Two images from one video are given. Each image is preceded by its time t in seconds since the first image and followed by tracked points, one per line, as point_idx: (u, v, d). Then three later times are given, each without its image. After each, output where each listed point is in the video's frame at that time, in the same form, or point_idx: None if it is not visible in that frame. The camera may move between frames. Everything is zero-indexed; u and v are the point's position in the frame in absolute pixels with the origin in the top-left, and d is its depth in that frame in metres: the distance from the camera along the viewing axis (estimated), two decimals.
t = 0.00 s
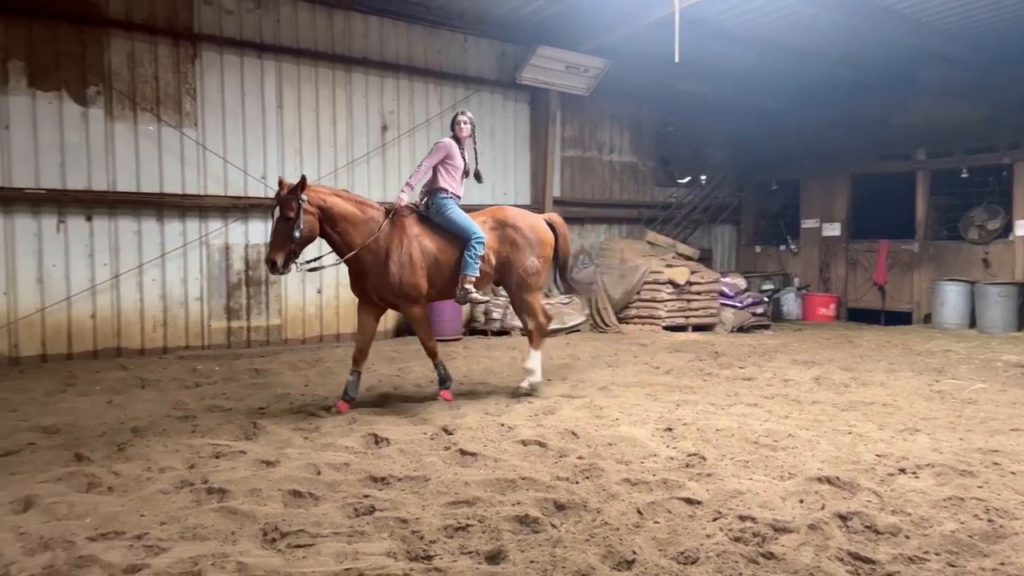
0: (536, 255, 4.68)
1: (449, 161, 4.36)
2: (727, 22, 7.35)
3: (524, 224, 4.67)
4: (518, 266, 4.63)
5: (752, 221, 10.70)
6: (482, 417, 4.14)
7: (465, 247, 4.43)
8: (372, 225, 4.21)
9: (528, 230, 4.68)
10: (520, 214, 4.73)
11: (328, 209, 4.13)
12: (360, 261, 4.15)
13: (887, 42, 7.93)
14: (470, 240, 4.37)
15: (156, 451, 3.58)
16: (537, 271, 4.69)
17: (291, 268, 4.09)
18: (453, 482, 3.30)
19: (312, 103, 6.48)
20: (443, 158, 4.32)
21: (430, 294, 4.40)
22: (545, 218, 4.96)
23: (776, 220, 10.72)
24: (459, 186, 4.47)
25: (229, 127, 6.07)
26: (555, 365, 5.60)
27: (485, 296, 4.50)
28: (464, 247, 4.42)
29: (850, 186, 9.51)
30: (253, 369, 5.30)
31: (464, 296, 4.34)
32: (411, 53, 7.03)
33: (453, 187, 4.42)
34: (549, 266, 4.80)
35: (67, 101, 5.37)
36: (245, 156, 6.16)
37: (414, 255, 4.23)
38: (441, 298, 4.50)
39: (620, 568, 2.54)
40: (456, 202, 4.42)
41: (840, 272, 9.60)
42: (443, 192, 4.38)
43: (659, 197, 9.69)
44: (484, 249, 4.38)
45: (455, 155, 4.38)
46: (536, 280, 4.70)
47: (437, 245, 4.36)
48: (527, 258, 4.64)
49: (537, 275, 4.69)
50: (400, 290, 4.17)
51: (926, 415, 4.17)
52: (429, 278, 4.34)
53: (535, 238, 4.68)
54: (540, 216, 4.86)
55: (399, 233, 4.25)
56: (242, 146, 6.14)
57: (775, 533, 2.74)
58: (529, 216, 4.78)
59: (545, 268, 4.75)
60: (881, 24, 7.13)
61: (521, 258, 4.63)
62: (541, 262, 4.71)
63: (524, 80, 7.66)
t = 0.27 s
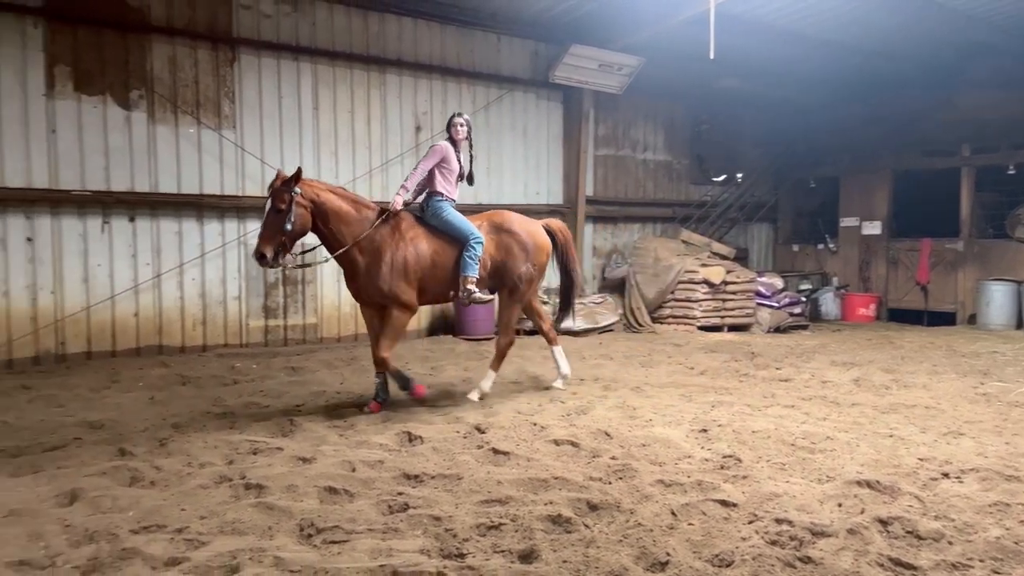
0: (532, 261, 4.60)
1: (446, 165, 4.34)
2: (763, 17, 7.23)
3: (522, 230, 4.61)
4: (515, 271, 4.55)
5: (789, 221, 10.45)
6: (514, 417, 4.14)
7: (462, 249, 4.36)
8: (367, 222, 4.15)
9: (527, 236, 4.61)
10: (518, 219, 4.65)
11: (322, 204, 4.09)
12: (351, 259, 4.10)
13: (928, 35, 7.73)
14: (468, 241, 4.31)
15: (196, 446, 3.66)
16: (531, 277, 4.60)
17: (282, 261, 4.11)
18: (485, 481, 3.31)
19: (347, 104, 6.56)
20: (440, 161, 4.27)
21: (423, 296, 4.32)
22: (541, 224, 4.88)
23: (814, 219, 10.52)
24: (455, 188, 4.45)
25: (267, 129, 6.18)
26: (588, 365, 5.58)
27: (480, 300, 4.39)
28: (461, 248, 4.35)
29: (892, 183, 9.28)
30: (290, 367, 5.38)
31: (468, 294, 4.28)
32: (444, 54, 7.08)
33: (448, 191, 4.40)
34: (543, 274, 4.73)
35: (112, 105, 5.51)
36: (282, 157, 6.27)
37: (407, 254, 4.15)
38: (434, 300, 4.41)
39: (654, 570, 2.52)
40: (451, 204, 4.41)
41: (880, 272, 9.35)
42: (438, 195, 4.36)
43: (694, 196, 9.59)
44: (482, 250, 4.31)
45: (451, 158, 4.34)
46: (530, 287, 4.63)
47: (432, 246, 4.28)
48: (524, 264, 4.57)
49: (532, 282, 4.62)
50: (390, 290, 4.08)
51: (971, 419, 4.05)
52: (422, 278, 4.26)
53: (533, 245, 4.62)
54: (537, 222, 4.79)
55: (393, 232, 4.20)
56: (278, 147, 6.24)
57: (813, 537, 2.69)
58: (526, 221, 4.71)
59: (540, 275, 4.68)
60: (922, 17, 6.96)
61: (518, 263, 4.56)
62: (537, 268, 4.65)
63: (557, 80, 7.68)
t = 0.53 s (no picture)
0: (540, 259, 4.44)
1: (445, 163, 4.19)
2: (806, 11, 7.08)
3: (525, 226, 4.44)
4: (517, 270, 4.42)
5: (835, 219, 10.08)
6: (552, 416, 4.14)
7: (460, 249, 4.23)
8: (360, 222, 4.12)
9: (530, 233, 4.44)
10: (521, 215, 4.50)
11: (314, 206, 4.07)
12: (344, 260, 4.12)
13: (979, 27, 7.49)
14: (466, 240, 4.16)
15: (241, 442, 3.74)
16: (540, 275, 4.46)
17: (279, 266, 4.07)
18: (523, 480, 3.31)
19: (387, 105, 6.64)
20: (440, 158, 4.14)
21: (419, 297, 4.25)
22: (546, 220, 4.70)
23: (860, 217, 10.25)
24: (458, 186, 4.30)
25: (309, 130, 6.28)
26: (626, 365, 5.54)
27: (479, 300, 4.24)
28: (459, 247, 4.22)
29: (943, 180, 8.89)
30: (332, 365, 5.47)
31: (459, 296, 4.12)
32: (483, 54, 7.10)
33: (449, 189, 4.25)
34: (551, 272, 4.55)
35: (161, 109, 5.66)
36: (324, 158, 6.36)
37: (399, 255, 4.08)
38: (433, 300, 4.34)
39: (694, 572, 2.49)
40: (454, 202, 4.25)
41: (930, 270, 8.99)
42: (441, 193, 4.22)
43: (736, 194, 9.44)
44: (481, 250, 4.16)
45: (453, 155, 4.20)
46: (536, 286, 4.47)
47: (427, 245, 4.18)
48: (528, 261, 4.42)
49: (538, 280, 4.46)
50: (379, 292, 4.04)
51: None
52: (417, 279, 4.18)
53: (536, 242, 4.44)
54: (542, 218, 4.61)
55: (387, 232, 4.14)
56: (320, 148, 6.34)
57: (859, 542, 2.63)
58: (530, 217, 4.54)
59: (547, 273, 4.51)
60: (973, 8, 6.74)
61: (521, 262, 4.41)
62: (543, 266, 4.48)
63: (596, 78, 7.65)
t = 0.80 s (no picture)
0: (548, 256, 4.35)
1: (443, 159, 4.05)
2: (850, 4, 6.91)
3: (532, 223, 4.36)
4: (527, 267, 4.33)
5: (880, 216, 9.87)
6: (590, 416, 4.12)
7: (464, 246, 4.11)
8: (359, 221, 4.04)
9: (537, 229, 4.35)
10: (526, 212, 4.41)
11: (309, 205, 3.99)
12: (343, 260, 4.03)
13: None
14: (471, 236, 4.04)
15: (283, 438, 3.81)
16: (549, 273, 4.35)
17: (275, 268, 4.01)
18: (561, 480, 3.30)
19: (425, 106, 6.69)
20: (437, 156, 4.00)
21: (421, 297, 4.10)
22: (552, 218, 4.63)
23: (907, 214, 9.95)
24: (457, 184, 4.15)
25: (349, 131, 6.36)
26: (664, 365, 5.49)
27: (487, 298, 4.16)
28: (464, 244, 4.10)
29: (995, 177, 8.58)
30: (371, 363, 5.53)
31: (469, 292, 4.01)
32: (520, 53, 7.11)
33: (449, 186, 4.11)
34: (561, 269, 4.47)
35: (206, 112, 5.79)
36: (363, 158, 6.44)
37: (399, 253, 3.96)
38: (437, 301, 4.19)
39: None
40: (454, 200, 4.11)
41: (981, 270, 8.65)
42: (440, 192, 4.08)
43: (778, 191, 9.27)
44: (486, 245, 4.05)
45: (451, 152, 4.06)
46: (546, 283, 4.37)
47: (428, 244, 4.07)
48: (537, 258, 4.32)
49: (549, 276, 4.36)
50: (379, 291, 3.93)
51: None
52: (419, 277, 4.05)
53: (545, 238, 4.35)
54: (547, 216, 4.53)
55: (387, 231, 4.04)
56: (359, 149, 6.42)
57: (905, 549, 2.57)
58: (536, 214, 4.46)
59: (558, 269, 4.42)
60: None
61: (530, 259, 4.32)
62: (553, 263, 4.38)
63: (635, 76, 7.59)
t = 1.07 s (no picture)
0: (552, 261, 4.23)
1: (443, 164, 3.95)
2: None
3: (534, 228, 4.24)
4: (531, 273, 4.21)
5: (928, 213, 9.56)
6: (627, 417, 4.10)
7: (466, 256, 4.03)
8: (355, 225, 4.01)
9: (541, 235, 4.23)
10: (529, 217, 4.29)
11: (302, 212, 4.00)
12: (340, 265, 4.02)
13: None
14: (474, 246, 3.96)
15: (323, 434, 3.87)
16: (555, 277, 4.24)
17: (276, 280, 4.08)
18: (598, 480, 3.29)
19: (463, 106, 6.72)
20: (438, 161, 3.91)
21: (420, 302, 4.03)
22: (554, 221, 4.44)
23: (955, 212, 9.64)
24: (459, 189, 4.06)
25: (387, 131, 6.43)
26: (703, 366, 5.43)
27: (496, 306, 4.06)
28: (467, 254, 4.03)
29: None
30: (408, 361, 5.58)
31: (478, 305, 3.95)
32: (558, 52, 7.10)
33: (451, 191, 4.01)
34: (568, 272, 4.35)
35: (249, 115, 5.91)
36: (401, 158, 6.51)
37: (394, 256, 3.89)
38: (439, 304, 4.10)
39: None
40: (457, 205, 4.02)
41: None
42: (443, 198, 3.98)
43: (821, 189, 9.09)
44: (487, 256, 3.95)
45: (452, 157, 3.96)
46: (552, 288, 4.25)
47: (425, 247, 3.98)
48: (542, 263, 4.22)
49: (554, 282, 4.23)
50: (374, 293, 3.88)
51: None
52: (417, 281, 3.97)
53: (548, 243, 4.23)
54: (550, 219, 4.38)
55: (383, 234, 3.99)
56: (398, 149, 6.49)
57: (954, 556, 2.50)
58: (540, 218, 4.33)
59: (564, 274, 4.30)
60: None
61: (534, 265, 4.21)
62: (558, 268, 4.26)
63: (673, 72, 7.51)
